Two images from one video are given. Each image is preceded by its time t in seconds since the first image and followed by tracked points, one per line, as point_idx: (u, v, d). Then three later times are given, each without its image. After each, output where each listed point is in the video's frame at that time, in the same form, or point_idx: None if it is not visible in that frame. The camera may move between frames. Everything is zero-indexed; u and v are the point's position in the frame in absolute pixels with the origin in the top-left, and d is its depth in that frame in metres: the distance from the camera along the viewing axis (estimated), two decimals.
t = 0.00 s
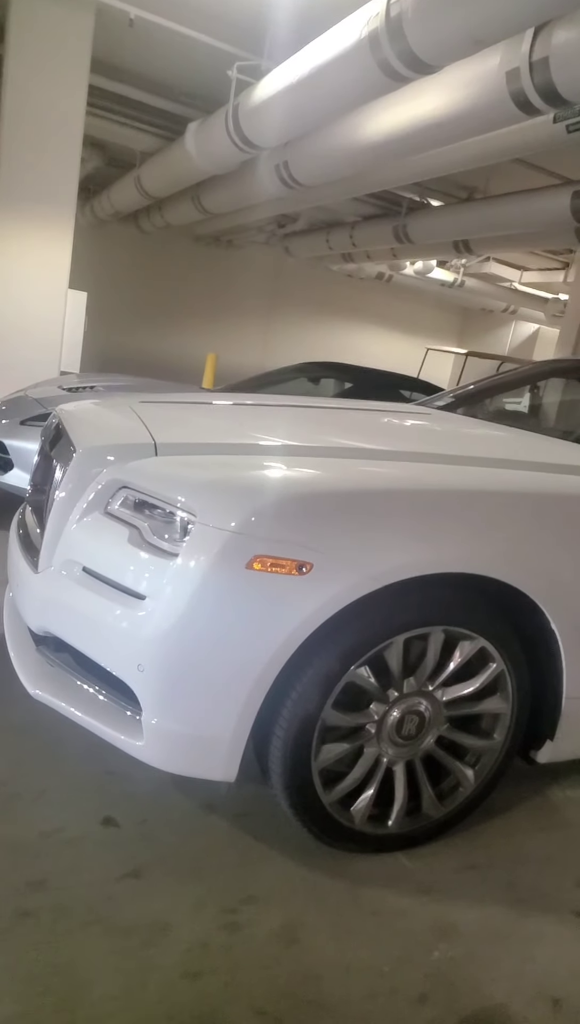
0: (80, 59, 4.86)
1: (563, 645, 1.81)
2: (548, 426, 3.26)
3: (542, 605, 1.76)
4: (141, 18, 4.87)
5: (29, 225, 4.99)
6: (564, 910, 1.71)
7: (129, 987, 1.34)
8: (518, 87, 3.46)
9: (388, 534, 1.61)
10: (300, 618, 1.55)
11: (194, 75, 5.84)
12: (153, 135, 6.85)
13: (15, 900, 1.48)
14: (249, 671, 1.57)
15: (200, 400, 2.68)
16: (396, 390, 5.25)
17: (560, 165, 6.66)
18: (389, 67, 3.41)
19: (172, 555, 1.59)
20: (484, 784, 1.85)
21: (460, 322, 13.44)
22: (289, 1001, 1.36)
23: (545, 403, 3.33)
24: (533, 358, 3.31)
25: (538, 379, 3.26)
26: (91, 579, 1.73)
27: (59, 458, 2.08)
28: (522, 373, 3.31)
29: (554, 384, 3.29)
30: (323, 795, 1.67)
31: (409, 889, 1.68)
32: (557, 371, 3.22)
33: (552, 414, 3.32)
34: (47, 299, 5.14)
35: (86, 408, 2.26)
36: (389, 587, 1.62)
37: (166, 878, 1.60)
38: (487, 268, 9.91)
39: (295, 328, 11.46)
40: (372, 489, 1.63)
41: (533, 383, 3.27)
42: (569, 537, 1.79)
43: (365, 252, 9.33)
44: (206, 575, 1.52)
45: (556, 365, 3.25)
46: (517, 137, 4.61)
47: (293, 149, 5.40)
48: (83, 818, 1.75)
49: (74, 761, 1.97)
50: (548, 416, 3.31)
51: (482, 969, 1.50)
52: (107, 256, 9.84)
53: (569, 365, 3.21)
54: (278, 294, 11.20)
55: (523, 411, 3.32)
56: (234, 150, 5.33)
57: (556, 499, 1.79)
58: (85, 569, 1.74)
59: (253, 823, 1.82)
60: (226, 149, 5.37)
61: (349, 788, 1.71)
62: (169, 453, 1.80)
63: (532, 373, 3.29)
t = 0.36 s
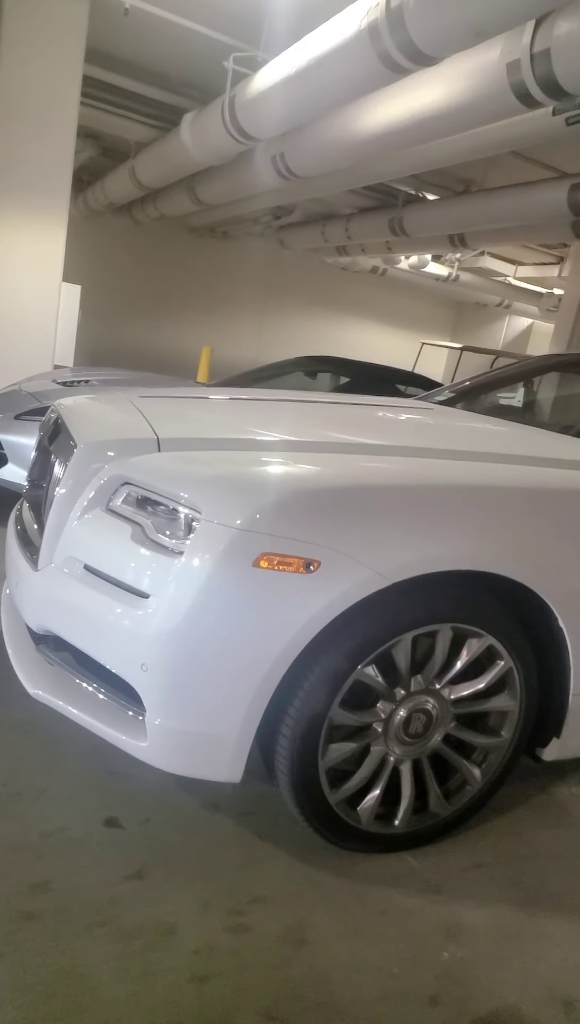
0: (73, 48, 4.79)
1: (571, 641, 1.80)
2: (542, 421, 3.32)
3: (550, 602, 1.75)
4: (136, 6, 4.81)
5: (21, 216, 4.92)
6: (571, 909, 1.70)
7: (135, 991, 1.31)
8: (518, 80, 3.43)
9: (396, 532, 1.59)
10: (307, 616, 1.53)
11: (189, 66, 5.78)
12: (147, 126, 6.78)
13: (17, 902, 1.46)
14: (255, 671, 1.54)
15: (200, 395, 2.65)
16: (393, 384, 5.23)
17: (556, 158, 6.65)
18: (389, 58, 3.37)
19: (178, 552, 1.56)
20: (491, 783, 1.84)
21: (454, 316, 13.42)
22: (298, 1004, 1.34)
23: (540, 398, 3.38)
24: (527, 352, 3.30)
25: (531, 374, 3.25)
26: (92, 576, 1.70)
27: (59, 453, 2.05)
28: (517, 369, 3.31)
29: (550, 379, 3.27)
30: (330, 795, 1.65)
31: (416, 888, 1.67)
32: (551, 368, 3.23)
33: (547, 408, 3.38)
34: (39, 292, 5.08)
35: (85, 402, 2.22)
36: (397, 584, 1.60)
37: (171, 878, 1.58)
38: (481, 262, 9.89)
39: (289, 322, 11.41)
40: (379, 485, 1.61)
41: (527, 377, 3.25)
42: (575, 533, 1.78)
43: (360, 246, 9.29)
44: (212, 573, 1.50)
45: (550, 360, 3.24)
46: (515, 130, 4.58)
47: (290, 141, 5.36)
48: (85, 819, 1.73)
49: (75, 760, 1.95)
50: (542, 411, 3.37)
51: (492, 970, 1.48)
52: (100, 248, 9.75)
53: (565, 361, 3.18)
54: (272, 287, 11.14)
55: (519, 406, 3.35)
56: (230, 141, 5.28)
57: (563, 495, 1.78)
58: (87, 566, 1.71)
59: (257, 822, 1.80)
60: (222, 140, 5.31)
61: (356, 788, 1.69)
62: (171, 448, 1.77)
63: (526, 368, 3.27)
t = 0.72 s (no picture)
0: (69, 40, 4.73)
1: (577, 644, 1.79)
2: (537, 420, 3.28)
3: (557, 604, 1.73)
4: None
5: (15, 211, 4.85)
6: (577, 914, 1.68)
7: (140, 1002, 1.29)
8: (519, 76, 3.41)
9: (404, 533, 1.57)
10: (314, 618, 1.51)
11: (186, 61, 5.74)
12: (142, 120, 6.73)
13: (18, 910, 1.43)
14: (261, 675, 1.52)
15: (200, 392, 2.61)
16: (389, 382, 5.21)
17: (553, 157, 6.63)
18: (390, 54, 3.34)
19: (182, 553, 1.53)
20: (496, 786, 1.82)
21: (448, 315, 13.42)
22: (305, 1014, 1.32)
23: (534, 398, 3.35)
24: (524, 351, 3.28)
25: (528, 374, 3.22)
26: (94, 576, 1.67)
27: (59, 452, 2.02)
28: (512, 369, 3.29)
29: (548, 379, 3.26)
30: (335, 799, 1.63)
31: (422, 893, 1.65)
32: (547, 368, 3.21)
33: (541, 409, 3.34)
34: (34, 287, 5.02)
35: (85, 399, 2.19)
36: (405, 587, 1.57)
37: (174, 885, 1.55)
38: (477, 261, 9.88)
39: (283, 319, 11.37)
40: (387, 485, 1.58)
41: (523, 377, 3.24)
42: None
43: (356, 243, 9.26)
44: (218, 574, 1.47)
45: (545, 360, 3.22)
46: (514, 128, 4.57)
47: (287, 137, 5.32)
48: (86, 824, 1.70)
49: (74, 763, 1.92)
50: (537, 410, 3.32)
51: (500, 977, 1.46)
52: (93, 243, 9.69)
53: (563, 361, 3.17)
54: (266, 284, 11.10)
55: (513, 406, 3.33)
56: (227, 136, 5.24)
57: (570, 496, 1.76)
58: (89, 566, 1.68)
59: (260, 827, 1.78)
60: (219, 135, 5.27)
61: (361, 792, 1.67)
62: (175, 447, 1.75)
63: (523, 368, 3.25)
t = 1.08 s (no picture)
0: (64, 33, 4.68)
1: None
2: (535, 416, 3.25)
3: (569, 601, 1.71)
4: None
5: (10, 206, 4.80)
6: None
7: (155, 1013, 1.26)
8: (521, 68, 3.39)
9: (417, 532, 1.54)
10: (327, 620, 1.48)
11: (182, 54, 5.68)
12: (137, 115, 6.67)
13: (28, 919, 1.40)
14: (273, 678, 1.49)
15: (201, 389, 2.59)
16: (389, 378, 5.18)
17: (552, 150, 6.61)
18: (391, 45, 3.31)
19: (191, 554, 1.51)
20: (508, 787, 1.80)
21: (444, 310, 13.39)
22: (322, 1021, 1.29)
23: (531, 396, 3.32)
24: (520, 348, 3.31)
25: (528, 371, 3.26)
26: (101, 578, 1.63)
27: (61, 453, 1.98)
28: (510, 367, 3.31)
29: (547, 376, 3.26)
30: (347, 802, 1.61)
31: (436, 896, 1.63)
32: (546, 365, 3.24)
33: (538, 406, 3.30)
34: (30, 284, 4.97)
35: (87, 397, 2.16)
36: (418, 586, 1.55)
37: (185, 891, 1.53)
38: (474, 255, 9.86)
39: (279, 315, 11.34)
40: (399, 483, 1.56)
41: (523, 375, 3.27)
42: None
43: (353, 238, 9.23)
44: (228, 575, 1.45)
45: (543, 357, 3.25)
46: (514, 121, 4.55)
47: (284, 130, 5.28)
48: (94, 829, 1.67)
49: (80, 767, 1.89)
50: (534, 407, 3.30)
51: (517, 981, 1.45)
52: (88, 239, 9.62)
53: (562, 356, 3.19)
54: (262, 279, 11.05)
55: (511, 404, 3.30)
56: (223, 130, 5.19)
57: None
58: (96, 568, 1.64)
59: (270, 831, 1.75)
60: (216, 129, 5.22)
61: (373, 795, 1.65)
62: (181, 447, 1.72)
63: (522, 366, 3.28)
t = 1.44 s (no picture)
0: (58, 23, 4.61)
1: None
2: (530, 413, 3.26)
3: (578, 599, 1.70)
4: None
5: (3, 197, 4.72)
6: None
7: (165, 1022, 1.24)
8: (522, 60, 3.37)
9: (428, 530, 1.52)
10: (337, 619, 1.46)
11: (177, 45, 5.62)
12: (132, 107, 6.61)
13: (33, 925, 1.38)
14: (282, 679, 1.47)
15: (201, 384, 2.55)
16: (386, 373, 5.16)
17: (549, 144, 6.59)
18: (392, 36, 3.28)
19: (199, 553, 1.48)
20: (515, 787, 1.79)
21: (438, 305, 13.36)
22: None
23: (527, 391, 3.32)
24: (516, 343, 3.28)
25: (527, 368, 3.23)
26: (105, 577, 1.60)
27: (62, 449, 1.95)
28: (507, 363, 3.28)
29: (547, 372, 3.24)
30: (356, 803, 1.59)
31: (445, 897, 1.61)
32: (544, 361, 3.22)
33: (534, 403, 3.30)
34: (23, 277, 4.89)
35: (87, 392, 2.12)
36: (429, 585, 1.53)
37: (193, 894, 1.51)
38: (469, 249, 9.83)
39: (274, 309, 11.29)
40: (409, 481, 1.54)
41: (520, 371, 3.25)
42: None
43: (348, 232, 9.18)
44: (237, 575, 1.42)
45: (541, 353, 3.23)
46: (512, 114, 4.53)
47: (280, 122, 5.23)
48: (98, 832, 1.65)
49: (83, 769, 1.86)
50: (530, 404, 3.29)
51: (529, 984, 1.43)
52: (81, 232, 9.54)
53: (562, 351, 3.18)
54: (256, 273, 10.99)
55: (506, 398, 3.30)
56: (219, 122, 5.14)
57: None
58: (100, 567, 1.61)
59: (277, 832, 1.73)
60: (212, 120, 5.17)
61: (382, 796, 1.63)
62: (186, 443, 1.70)
63: (519, 361, 3.26)
